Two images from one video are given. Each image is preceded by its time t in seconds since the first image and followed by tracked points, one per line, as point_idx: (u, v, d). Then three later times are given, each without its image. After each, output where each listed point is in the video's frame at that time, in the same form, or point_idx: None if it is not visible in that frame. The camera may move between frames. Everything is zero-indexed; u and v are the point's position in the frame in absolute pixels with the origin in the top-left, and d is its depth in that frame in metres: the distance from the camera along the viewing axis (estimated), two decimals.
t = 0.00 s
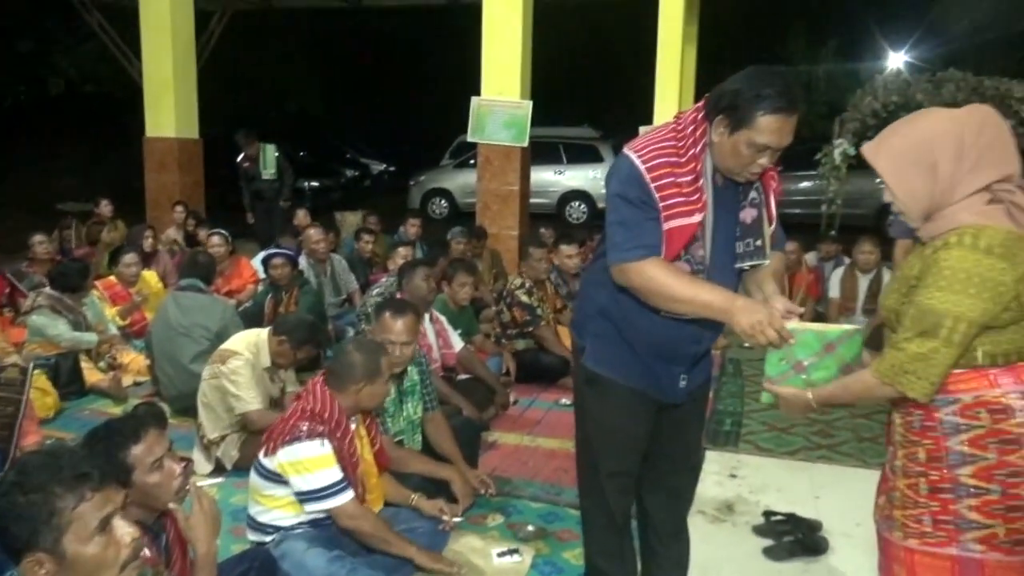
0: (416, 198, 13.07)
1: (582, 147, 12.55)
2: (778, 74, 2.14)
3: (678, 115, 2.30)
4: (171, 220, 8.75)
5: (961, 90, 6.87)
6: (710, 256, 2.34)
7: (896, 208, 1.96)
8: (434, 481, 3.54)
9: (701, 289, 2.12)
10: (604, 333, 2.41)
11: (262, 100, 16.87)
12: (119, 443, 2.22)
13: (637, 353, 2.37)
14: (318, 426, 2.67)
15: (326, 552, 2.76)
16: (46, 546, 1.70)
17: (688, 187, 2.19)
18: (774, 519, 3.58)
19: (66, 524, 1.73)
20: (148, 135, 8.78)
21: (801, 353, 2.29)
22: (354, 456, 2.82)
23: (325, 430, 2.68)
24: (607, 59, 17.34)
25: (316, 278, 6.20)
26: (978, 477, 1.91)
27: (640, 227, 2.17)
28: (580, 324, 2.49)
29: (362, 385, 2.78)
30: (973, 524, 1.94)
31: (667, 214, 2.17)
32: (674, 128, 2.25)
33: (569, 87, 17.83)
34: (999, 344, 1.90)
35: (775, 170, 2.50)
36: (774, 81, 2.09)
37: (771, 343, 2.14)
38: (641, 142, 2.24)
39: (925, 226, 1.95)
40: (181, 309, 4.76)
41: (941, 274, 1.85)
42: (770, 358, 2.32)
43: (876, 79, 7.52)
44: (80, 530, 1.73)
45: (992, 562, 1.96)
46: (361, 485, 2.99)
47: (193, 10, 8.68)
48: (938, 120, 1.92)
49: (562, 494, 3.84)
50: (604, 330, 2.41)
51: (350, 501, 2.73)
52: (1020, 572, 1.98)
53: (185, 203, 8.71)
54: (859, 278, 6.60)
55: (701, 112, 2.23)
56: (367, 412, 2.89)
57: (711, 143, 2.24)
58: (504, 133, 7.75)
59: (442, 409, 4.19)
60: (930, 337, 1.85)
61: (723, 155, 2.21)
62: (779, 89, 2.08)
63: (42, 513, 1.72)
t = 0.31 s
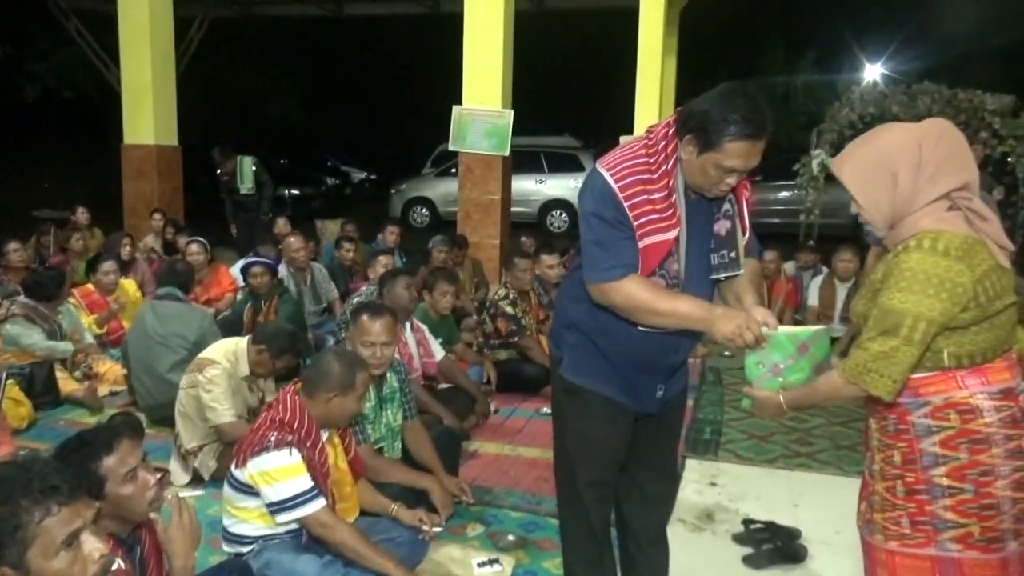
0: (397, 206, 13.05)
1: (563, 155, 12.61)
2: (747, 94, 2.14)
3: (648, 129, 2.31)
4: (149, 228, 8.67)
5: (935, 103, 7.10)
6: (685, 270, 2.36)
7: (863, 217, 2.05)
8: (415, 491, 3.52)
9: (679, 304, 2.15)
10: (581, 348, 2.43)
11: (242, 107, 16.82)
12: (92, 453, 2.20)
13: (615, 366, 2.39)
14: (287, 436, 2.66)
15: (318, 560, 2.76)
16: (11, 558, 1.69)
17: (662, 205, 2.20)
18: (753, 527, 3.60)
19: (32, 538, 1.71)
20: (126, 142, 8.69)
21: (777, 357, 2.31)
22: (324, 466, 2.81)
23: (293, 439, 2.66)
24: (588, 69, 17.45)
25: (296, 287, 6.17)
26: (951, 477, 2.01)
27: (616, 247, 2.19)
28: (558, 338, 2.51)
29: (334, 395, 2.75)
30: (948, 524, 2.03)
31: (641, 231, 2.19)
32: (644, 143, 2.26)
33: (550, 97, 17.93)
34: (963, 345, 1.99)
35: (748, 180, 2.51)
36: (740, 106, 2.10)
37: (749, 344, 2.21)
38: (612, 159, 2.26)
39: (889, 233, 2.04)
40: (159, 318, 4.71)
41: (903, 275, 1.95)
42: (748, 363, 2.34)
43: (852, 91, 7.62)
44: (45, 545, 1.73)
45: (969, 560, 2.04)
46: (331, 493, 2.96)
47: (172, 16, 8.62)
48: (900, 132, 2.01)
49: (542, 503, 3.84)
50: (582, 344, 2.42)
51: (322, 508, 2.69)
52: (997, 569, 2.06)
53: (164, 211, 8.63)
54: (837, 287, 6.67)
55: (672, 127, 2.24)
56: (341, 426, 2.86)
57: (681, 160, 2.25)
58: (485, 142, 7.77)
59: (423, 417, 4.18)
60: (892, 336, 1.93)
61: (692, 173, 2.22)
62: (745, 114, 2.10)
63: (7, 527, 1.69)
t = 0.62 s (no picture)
0: (383, 213, 13.03)
1: (549, 162, 12.64)
2: (729, 104, 2.17)
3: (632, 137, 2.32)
4: (133, 234, 8.62)
5: (917, 111, 7.20)
6: (670, 276, 2.36)
7: (843, 223, 2.07)
8: (401, 498, 3.50)
9: (664, 310, 2.17)
10: (566, 354, 2.43)
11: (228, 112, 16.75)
12: (73, 460, 2.20)
13: (599, 373, 2.40)
14: (258, 439, 2.64)
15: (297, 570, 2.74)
16: None
17: (644, 212, 2.22)
18: (739, 533, 3.61)
19: (11, 550, 1.74)
20: (109, 148, 8.64)
21: (759, 358, 2.32)
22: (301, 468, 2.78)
23: (266, 441, 2.64)
24: (574, 76, 17.49)
25: (282, 293, 6.14)
26: (932, 480, 2.03)
27: (600, 255, 2.19)
28: (542, 345, 2.50)
29: (292, 386, 2.77)
30: (930, 527, 2.05)
31: (625, 239, 2.20)
32: (627, 152, 2.27)
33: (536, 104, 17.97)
34: (941, 349, 2.01)
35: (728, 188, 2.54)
36: (724, 116, 2.12)
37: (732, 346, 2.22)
38: (596, 166, 2.26)
39: (869, 240, 2.06)
40: (143, 325, 4.66)
41: (884, 279, 1.96)
42: (732, 366, 2.34)
43: (836, 100, 7.68)
44: (23, 557, 1.75)
45: (949, 562, 2.06)
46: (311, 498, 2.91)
47: (157, 22, 8.59)
48: (880, 141, 2.04)
49: (528, 510, 3.83)
50: (566, 351, 2.43)
51: (296, 511, 2.65)
52: (977, 571, 2.07)
53: (148, 217, 8.58)
54: (821, 294, 6.72)
55: (654, 137, 2.27)
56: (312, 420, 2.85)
57: (664, 168, 2.27)
58: (472, 149, 7.78)
59: (408, 423, 4.17)
60: (874, 339, 1.95)
61: (675, 181, 2.24)
62: (729, 125, 2.12)
63: None
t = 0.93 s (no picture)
0: (369, 220, 13.00)
1: (535, 170, 12.67)
2: (710, 112, 2.18)
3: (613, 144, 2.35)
4: (116, 240, 8.55)
5: (899, 121, 7.28)
6: (653, 281, 2.37)
7: (826, 227, 2.09)
8: (385, 504, 3.50)
9: (648, 315, 2.18)
10: (550, 361, 2.44)
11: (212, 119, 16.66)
12: (55, 468, 2.26)
13: (581, 380, 2.41)
14: (228, 443, 2.64)
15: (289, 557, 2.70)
16: None
17: (627, 217, 2.23)
18: (723, 540, 3.62)
19: None
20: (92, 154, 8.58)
21: (741, 359, 2.33)
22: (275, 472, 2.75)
23: (236, 446, 2.64)
24: (559, 84, 17.55)
25: (266, 299, 6.11)
26: (911, 483, 2.05)
27: (582, 258, 2.20)
28: (525, 352, 2.51)
29: (262, 391, 2.74)
30: (909, 530, 2.06)
31: (608, 244, 2.21)
32: (608, 158, 2.30)
33: (522, 111, 18.03)
34: (921, 354, 2.04)
35: (709, 194, 2.56)
36: (705, 122, 2.14)
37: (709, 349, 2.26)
38: (577, 171, 2.28)
39: (851, 245, 2.09)
40: (125, 331, 4.61)
41: (867, 285, 1.98)
42: (714, 366, 2.35)
43: (819, 109, 7.73)
44: (10, 566, 1.80)
45: (928, 565, 2.07)
46: (287, 504, 2.90)
47: (141, 28, 8.56)
48: (867, 148, 2.05)
49: (513, 518, 3.83)
50: (550, 359, 2.43)
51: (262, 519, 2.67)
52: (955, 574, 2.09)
53: (131, 224, 8.52)
54: (804, 301, 6.76)
55: (636, 143, 2.29)
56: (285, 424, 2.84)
57: (646, 173, 2.28)
58: (457, 156, 7.79)
59: (393, 430, 4.15)
60: (856, 343, 1.97)
61: (658, 188, 2.25)
62: (710, 130, 2.13)
63: None
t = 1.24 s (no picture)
0: (356, 225, 12.97)
1: (522, 176, 12.69)
2: (669, 88, 2.23)
3: (586, 141, 2.39)
4: (100, 245, 8.49)
5: (884, 128, 7.26)
6: (639, 271, 2.39)
7: (829, 225, 2.09)
8: (371, 510, 3.49)
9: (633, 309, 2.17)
10: (541, 367, 2.44)
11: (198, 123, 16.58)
12: (40, 472, 2.28)
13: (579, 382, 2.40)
14: (216, 455, 2.62)
15: None
16: None
17: (606, 206, 2.24)
18: (710, 544, 3.63)
19: None
20: (76, 159, 8.52)
21: (729, 346, 2.28)
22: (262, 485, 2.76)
23: (223, 457, 2.63)
24: (546, 90, 17.59)
25: (252, 305, 6.08)
26: (900, 485, 2.06)
27: (567, 251, 2.21)
28: (517, 361, 2.52)
29: (255, 401, 2.74)
30: (897, 532, 2.08)
31: (589, 234, 2.21)
32: (583, 154, 2.33)
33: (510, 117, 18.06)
34: (911, 357, 2.05)
35: (685, 184, 2.60)
36: (667, 94, 2.20)
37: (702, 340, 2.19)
38: (553, 170, 2.31)
39: (849, 245, 2.10)
40: (110, 338, 4.58)
41: (864, 285, 2.00)
42: (702, 353, 2.31)
43: (805, 115, 7.79)
44: None
45: (915, 565, 2.09)
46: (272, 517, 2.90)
47: (127, 33, 8.52)
48: (871, 150, 2.08)
49: (501, 523, 3.82)
50: (541, 365, 2.44)
51: (243, 539, 2.63)
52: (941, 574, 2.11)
53: (116, 229, 8.46)
54: (790, 306, 6.80)
55: (605, 136, 2.32)
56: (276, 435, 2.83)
57: (620, 161, 2.31)
58: (445, 161, 7.79)
59: (379, 436, 4.14)
60: (853, 343, 1.98)
61: (631, 170, 2.27)
62: (672, 100, 2.19)
63: None
